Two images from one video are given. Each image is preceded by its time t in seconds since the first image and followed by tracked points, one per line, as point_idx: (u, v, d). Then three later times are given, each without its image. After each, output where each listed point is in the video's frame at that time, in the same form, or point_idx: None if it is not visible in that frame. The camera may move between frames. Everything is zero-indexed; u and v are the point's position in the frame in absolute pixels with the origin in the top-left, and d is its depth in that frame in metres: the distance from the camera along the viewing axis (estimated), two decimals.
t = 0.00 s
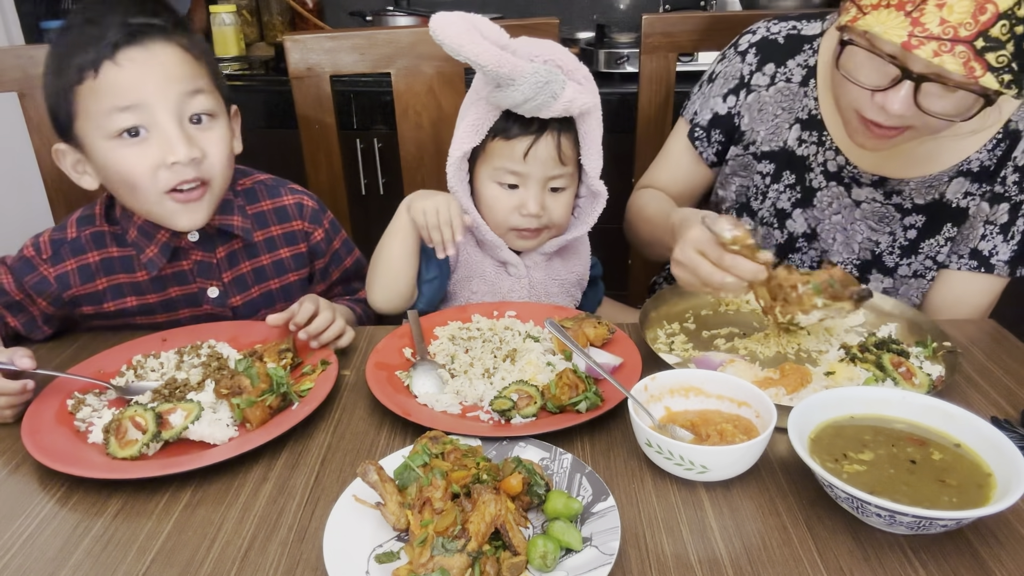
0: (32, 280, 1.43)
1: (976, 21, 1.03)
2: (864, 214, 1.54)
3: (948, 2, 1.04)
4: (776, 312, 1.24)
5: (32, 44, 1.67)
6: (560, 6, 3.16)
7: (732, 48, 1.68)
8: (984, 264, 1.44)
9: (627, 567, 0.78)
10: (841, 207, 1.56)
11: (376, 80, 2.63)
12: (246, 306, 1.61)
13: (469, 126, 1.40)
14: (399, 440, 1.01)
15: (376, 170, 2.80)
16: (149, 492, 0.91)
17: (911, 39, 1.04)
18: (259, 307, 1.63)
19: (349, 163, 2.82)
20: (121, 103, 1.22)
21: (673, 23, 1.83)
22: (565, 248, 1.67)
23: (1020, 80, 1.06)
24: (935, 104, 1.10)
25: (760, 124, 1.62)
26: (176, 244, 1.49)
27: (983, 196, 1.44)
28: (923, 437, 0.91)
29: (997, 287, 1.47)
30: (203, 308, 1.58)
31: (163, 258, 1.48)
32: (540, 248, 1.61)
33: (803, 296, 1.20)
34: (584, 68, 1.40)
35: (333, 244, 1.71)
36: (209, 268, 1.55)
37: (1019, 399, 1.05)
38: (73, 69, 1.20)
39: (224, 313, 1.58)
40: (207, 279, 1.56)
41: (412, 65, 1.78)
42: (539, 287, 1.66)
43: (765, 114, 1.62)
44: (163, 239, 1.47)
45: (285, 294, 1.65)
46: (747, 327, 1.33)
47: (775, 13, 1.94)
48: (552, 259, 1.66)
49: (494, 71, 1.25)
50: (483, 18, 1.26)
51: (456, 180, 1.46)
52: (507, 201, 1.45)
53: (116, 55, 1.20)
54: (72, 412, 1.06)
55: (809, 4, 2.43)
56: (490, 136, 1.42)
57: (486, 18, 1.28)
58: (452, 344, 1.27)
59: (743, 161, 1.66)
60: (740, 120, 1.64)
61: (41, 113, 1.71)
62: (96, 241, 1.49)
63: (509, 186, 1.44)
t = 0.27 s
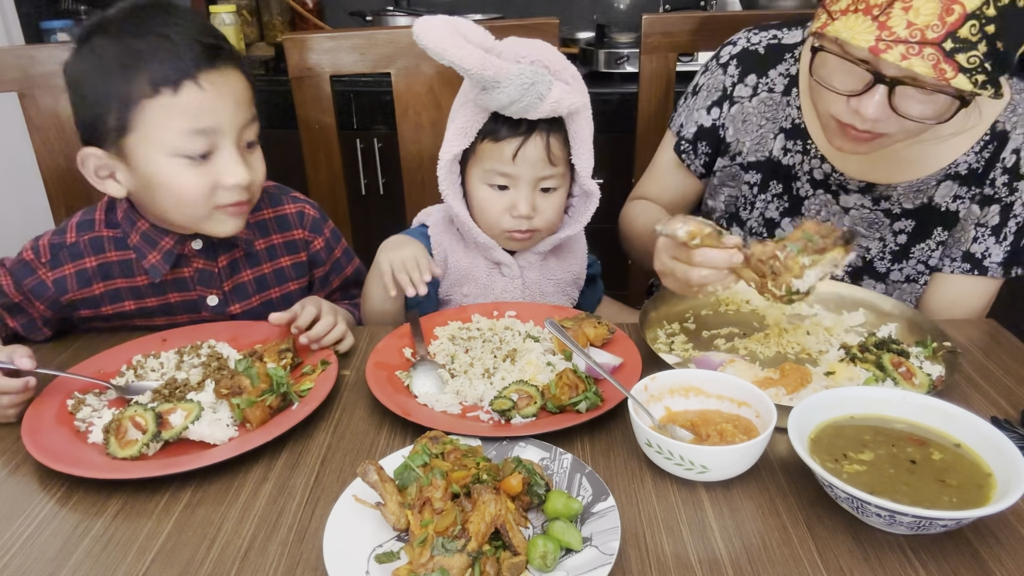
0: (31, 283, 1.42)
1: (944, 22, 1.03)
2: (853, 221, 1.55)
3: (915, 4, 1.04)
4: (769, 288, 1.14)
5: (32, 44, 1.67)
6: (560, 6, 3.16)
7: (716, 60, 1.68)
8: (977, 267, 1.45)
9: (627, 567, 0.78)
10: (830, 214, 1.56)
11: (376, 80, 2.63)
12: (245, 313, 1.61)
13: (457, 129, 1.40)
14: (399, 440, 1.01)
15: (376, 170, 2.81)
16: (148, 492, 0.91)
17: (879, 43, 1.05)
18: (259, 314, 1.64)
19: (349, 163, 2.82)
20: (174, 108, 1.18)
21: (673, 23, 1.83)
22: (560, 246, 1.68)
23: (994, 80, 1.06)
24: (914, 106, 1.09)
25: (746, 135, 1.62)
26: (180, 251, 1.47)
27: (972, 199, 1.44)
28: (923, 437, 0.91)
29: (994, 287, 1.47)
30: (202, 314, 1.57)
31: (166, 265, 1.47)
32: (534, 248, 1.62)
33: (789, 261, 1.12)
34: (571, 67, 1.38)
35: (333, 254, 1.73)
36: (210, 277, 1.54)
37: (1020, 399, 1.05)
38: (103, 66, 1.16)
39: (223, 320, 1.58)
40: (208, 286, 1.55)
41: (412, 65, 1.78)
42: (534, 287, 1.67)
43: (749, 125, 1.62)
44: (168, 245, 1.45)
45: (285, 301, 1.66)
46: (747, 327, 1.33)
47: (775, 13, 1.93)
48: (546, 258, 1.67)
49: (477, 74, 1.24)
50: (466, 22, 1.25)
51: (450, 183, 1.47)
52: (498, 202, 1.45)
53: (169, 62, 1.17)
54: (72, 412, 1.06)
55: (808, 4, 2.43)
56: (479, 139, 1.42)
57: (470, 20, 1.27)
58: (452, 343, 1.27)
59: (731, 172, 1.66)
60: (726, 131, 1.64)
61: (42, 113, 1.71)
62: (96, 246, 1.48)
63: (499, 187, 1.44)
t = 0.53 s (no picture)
0: (26, 279, 1.42)
1: (928, 13, 1.04)
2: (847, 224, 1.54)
3: None
4: (782, 218, 1.26)
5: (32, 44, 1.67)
6: (560, 6, 3.16)
7: (705, 66, 1.70)
8: (974, 268, 1.44)
9: (627, 567, 0.78)
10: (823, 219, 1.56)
11: (376, 80, 2.63)
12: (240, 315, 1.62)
13: (445, 134, 1.42)
14: (399, 440, 1.01)
15: (376, 170, 2.81)
16: (147, 492, 0.91)
17: (864, 38, 1.05)
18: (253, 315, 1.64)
19: (349, 163, 2.82)
20: (217, 143, 1.18)
21: (673, 24, 1.83)
22: (554, 248, 1.68)
23: (983, 70, 1.07)
24: (905, 108, 1.09)
25: (736, 142, 1.64)
26: (180, 252, 1.48)
27: (966, 200, 1.45)
28: (923, 437, 0.91)
29: (990, 290, 1.46)
30: (197, 315, 1.56)
31: (164, 266, 1.47)
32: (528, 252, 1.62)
33: (802, 192, 1.24)
34: (555, 65, 1.37)
35: (326, 255, 1.75)
36: (208, 279, 1.53)
37: (1020, 399, 1.05)
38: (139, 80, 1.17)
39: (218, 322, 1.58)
40: (204, 289, 1.54)
41: (412, 65, 1.78)
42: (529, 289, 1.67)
43: (740, 132, 1.64)
44: (168, 247, 1.46)
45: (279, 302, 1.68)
46: (747, 326, 1.33)
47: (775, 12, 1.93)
48: (541, 261, 1.68)
49: (461, 78, 1.23)
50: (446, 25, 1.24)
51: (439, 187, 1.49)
52: (489, 205, 1.44)
53: (210, 90, 1.17)
54: (72, 412, 1.06)
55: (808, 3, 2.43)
56: (467, 142, 1.43)
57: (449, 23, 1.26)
58: (452, 343, 1.27)
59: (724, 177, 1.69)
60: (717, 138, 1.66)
61: (42, 113, 1.71)
62: (92, 242, 1.48)
63: (489, 191, 1.43)
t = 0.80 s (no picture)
0: (19, 274, 1.41)
1: (905, 5, 1.04)
2: (844, 228, 1.54)
3: None
4: (790, 168, 1.22)
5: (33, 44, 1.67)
6: (560, 6, 3.16)
7: (705, 69, 1.71)
8: (973, 270, 1.43)
9: (627, 567, 0.78)
10: (820, 223, 1.56)
11: (376, 80, 2.63)
12: (233, 307, 1.63)
13: (440, 141, 1.40)
14: (400, 440, 1.01)
15: (376, 170, 2.81)
16: (147, 492, 0.91)
17: (843, 35, 1.06)
18: (246, 307, 1.66)
19: (349, 163, 2.82)
20: (232, 147, 1.23)
21: (673, 24, 1.83)
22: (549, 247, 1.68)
23: (971, 57, 1.07)
24: (893, 103, 1.09)
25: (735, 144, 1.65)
26: (177, 244, 1.49)
27: (963, 203, 1.44)
28: (923, 437, 0.91)
29: (989, 290, 1.46)
30: (192, 308, 1.57)
31: (162, 257, 1.49)
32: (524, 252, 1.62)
33: (811, 141, 1.22)
34: (549, 67, 1.35)
35: (316, 248, 1.77)
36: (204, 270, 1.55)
37: (1020, 399, 1.05)
38: (157, 79, 1.21)
39: (212, 313, 1.59)
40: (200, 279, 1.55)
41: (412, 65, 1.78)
42: (527, 290, 1.68)
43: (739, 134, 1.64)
44: (165, 238, 1.47)
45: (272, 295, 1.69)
46: (747, 326, 1.33)
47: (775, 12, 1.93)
48: (537, 260, 1.68)
49: (457, 86, 1.21)
50: (439, 33, 1.22)
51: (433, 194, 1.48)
52: (487, 210, 1.44)
53: (226, 93, 1.22)
54: (72, 412, 1.06)
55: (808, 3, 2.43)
56: (462, 148, 1.42)
57: (443, 31, 1.23)
58: (452, 344, 1.27)
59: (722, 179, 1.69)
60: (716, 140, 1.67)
61: (42, 113, 1.71)
62: (86, 234, 1.48)
63: (487, 195, 1.43)
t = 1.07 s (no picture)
0: (24, 265, 1.41)
1: (900, 20, 1.04)
2: (844, 229, 1.54)
3: (868, 7, 1.06)
4: (781, 167, 1.23)
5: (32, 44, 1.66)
6: (560, 6, 3.16)
7: (703, 69, 1.70)
8: (974, 271, 1.43)
9: (627, 567, 0.78)
10: (819, 224, 1.56)
11: (376, 80, 2.63)
12: (235, 296, 1.63)
13: (451, 149, 1.37)
14: (400, 440, 1.01)
15: (376, 170, 2.81)
16: (148, 492, 0.91)
17: (838, 50, 1.07)
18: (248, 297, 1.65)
19: (349, 163, 2.82)
20: (241, 135, 1.26)
21: (674, 24, 1.83)
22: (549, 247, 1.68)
23: (967, 71, 1.07)
24: (892, 114, 1.10)
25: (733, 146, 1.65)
26: (180, 231, 1.50)
27: (963, 203, 1.44)
28: (923, 437, 0.91)
29: (990, 290, 1.46)
30: (195, 296, 1.56)
31: (165, 244, 1.49)
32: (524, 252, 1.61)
33: (804, 143, 1.21)
34: (558, 69, 1.36)
35: (313, 242, 1.77)
36: (207, 256, 1.55)
37: (1020, 399, 1.05)
38: (167, 69, 1.25)
39: (215, 301, 1.58)
40: (203, 266, 1.55)
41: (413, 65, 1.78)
42: (528, 289, 1.67)
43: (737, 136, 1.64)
44: (169, 226, 1.48)
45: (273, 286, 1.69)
46: (747, 326, 1.33)
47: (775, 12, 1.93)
48: (536, 260, 1.68)
49: (480, 94, 1.21)
50: (455, 43, 1.21)
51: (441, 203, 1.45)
52: (498, 214, 1.44)
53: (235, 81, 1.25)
54: (72, 412, 1.06)
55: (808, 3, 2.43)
56: (473, 154, 1.40)
57: (457, 40, 1.23)
58: (452, 343, 1.27)
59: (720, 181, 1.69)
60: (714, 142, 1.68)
61: (42, 113, 1.71)
62: (89, 224, 1.49)
63: (499, 200, 1.43)
